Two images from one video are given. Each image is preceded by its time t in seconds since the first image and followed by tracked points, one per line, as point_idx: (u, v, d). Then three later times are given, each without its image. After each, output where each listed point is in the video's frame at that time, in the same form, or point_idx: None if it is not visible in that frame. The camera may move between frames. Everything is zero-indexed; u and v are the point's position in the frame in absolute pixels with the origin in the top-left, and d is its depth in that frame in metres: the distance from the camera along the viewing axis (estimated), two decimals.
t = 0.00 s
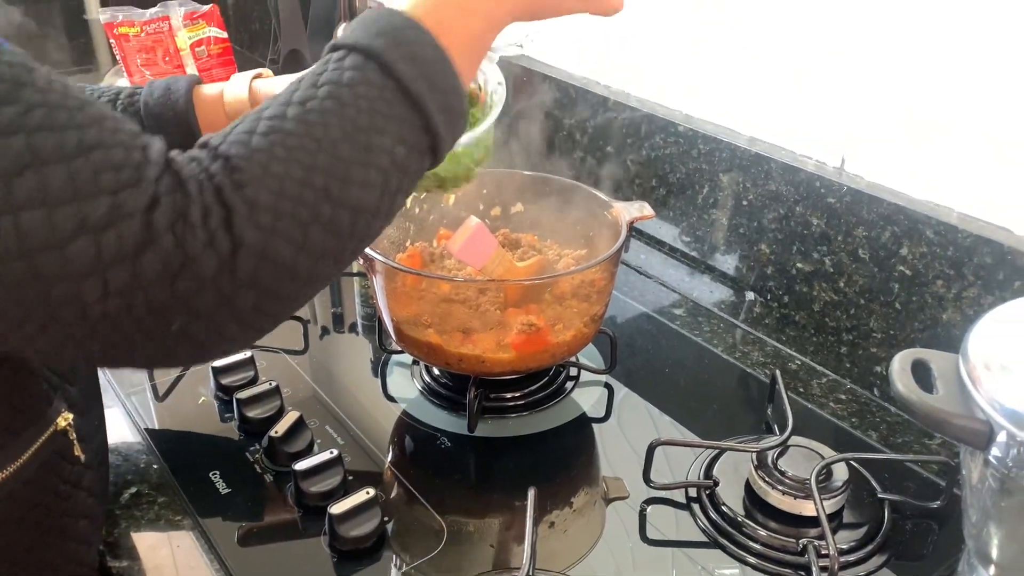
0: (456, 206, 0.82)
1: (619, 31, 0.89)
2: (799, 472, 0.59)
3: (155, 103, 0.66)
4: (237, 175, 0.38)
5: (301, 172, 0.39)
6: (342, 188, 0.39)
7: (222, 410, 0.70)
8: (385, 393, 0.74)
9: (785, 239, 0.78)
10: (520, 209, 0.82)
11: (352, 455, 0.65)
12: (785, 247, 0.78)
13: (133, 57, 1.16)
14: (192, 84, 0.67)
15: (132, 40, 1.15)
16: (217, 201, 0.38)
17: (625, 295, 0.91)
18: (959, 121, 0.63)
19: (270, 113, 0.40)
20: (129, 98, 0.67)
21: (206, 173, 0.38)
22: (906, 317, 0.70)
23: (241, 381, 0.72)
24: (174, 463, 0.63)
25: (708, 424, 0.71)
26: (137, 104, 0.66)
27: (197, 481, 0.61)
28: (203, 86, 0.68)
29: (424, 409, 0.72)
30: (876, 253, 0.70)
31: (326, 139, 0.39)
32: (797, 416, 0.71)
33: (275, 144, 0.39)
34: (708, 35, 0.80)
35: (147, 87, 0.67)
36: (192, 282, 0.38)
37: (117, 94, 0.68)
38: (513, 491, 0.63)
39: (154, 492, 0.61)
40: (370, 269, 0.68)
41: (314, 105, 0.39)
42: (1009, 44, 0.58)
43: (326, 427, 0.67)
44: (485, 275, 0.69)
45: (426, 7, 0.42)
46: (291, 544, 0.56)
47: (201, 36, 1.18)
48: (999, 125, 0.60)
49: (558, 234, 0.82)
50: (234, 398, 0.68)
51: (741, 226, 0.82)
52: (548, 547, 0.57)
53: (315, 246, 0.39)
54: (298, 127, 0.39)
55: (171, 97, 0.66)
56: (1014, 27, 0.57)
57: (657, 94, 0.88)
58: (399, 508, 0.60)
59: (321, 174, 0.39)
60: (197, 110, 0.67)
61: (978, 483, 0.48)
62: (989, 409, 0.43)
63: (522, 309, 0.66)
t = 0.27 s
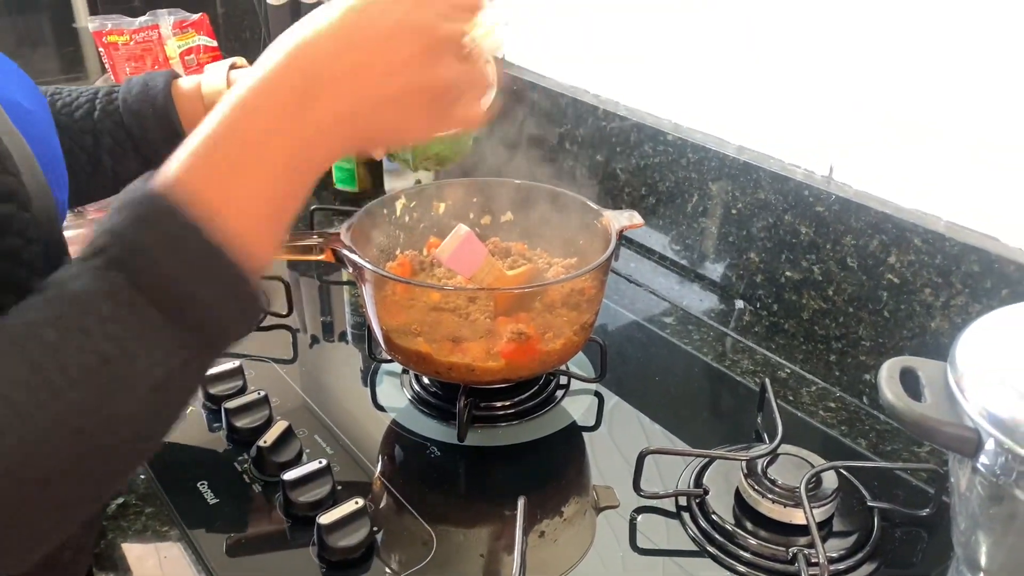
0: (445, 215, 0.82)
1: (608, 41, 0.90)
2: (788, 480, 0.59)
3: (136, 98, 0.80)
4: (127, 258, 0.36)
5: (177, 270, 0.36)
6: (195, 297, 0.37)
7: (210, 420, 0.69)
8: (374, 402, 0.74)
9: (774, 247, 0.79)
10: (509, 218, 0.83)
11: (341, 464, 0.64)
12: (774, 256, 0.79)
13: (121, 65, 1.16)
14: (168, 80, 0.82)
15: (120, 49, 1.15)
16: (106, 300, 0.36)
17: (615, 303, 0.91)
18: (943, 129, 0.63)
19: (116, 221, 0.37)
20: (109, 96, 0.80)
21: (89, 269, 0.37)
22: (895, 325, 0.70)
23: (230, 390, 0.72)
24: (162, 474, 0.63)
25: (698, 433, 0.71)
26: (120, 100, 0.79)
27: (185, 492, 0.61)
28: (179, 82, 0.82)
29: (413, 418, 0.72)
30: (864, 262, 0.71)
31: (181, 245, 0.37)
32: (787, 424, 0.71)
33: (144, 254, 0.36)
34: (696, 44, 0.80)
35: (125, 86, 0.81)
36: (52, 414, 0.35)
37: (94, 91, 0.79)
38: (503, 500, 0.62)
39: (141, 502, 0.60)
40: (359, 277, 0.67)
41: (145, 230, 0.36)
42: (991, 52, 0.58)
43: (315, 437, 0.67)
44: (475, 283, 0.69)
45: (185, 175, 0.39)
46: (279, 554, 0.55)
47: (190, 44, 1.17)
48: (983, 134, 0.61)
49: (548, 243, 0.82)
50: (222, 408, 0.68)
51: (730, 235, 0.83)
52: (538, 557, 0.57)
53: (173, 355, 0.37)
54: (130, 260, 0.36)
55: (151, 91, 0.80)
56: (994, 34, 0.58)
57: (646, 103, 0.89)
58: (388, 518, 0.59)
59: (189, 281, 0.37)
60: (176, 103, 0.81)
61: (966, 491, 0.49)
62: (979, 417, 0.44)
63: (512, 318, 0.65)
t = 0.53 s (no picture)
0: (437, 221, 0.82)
1: (600, 48, 0.90)
2: (780, 486, 0.59)
3: (121, 103, 0.82)
4: None
5: None
6: None
7: (201, 427, 0.69)
8: (366, 408, 0.73)
9: (765, 253, 0.79)
10: (501, 224, 0.82)
11: (332, 471, 0.64)
12: (765, 262, 0.79)
13: (112, 71, 1.15)
14: (155, 84, 0.85)
15: (111, 55, 1.15)
16: None
17: (606, 309, 0.91)
18: (932, 136, 0.63)
19: None
20: (94, 102, 0.81)
21: None
22: (886, 331, 0.70)
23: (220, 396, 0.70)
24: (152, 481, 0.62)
25: (690, 438, 0.71)
26: (104, 102, 0.82)
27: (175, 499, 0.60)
28: (165, 86, 0.86)
29: (405, 424, 0.71)
30: (855, 268, 0.71)
31: None
32: (779, 430, 0.71)
33: None
34: (687, 51, 0.81)
35: (110, 90, 0.83)
36: None
37: (79, 98, 0.82)
38: (495, 506, 0.62)
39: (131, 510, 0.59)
40: (350, 283, 0.67)
41: None
42: (977, 61, 0.59)
43: (307, 443, 0.66)
44: (468, 291, 0.69)
45: None
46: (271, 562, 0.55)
47: (182, 51, 1.17)
48: (972, 141, 0.61)
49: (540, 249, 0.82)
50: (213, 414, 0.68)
51: (721, 241, 0.83)
52: (530, 564, 0.56)
53: None
54: None
55: (137, 98, 0.83)
56: (984, 40, 0.58)
57: (637, 109, 0.89)
58: (379, 525, 0.59)
59: None
60: (164, 107, 0.85)
61: (957, 496, 0.49)
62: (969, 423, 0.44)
63: (504, 324, 0.65)
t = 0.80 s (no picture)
0: (432, 222, 0.82)
1: (594, 50, 0.90)
2: (774, 487, 0.59)
3: (118, 108, 0.81)
4: None
5: None
6: None
7: (194, 429, 0.69)
8: (360, 410, 0.73)
9: (759, 254, 0.79)
10: (495, 225, 0.83)
11: (325, 473, 0.64)
12: (759, 263, 0.79)
13: (106, 73, 1.15)
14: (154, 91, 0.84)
15: (105, 57, 1.15)
16: None
17: (601, 311, 0.91)
18: (924, 137, 0.64)
19: None
20: (91, 105, 0.80)
21: None
22: (879, 332, 0.70)
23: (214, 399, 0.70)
24: (145, 483, 0.62)
25: (684, 440, 0.71)
26: (100, 108, 0.80)
27: (168, 501, 0.60)
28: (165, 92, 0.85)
29: (399, 426, 0.71)
30: (849, 269, 0.71)
31: None
32: (773, 431, 0.71)
33: None
34: (681, 53, 0.81)
35: (110, 95, 0.82)
36: None
37: (77, 99, 0.81)
38: (489, 508, 0.62)
39: (123, 512, 0.59)
40: (343, 284, 0.67)
41: None
42: (969, 61, 0.59)
43: (300, 445, 0.66)
44: (462, 292, 0.69)
45: None
46: (265, 565, 0.55)
47: (176, 53, 1.17)
48: (964, 143, 0.61)
49: (535, 250, 0.82)
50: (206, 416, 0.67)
51: (715, 242, 0.83)
52: (524, 566, 0.56)
53: None
54: None
55: (136, 104, 0.82)
56: (976, 43, 0.58)
57: (631, 111, 0.89)
58: (373, 526, 0.59)
59: None
60: (163, 114, 0.84)
61: (950, 496, 0.49)
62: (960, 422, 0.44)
63: (497, 325, 0.65)
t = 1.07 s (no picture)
0: (429, 223, 0.82)
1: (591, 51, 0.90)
2: (771, 487, 0.59)
3: (115, 101, 0.80)
4: None
5: None
6: None
7: (192, 430, 0.69)
8: (358, 411, 0.73)
9: (757, 255, 0.79)
10: (492, 226, 0.83)
11: (323, 473, 0.64)
12: (756, 264, 0.79)
13: (104, 74, 1.15)
14: (150, 83, 0.83)
15: (102, 58, 1.14)
16: None
17: (598, 311, 0.91)
18: (921, 138, 0.64)
19: None
20: (88, 96, 0.80)
21: None
22: (876, 332, 0.70)
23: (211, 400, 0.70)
24: (142, 484, 0.62)
25: (682, 440, 0.71)
26: (98, 101, 0.80)
27: (165, 502, 0.60)
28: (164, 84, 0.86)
29: (396, 427, 0.71)
30: (846, 269, 0.71)
31: None
32: (771, 431, 0.71)
33: None
34: (678, 54, 0.81)
35: (107, 86, 0.82)
36: None
37: (74, 91, 0.81)
38: (487, 508, 0.62)
39: (120, 513, 0.59)
40: (341, 284, 0.67)
41: None
42: (966, 63, 0.59)
43: (298, 446, 0.66)
44: (458, 292, 0.69)
45: None
46: (262, 566, 0.55)
47: (173, 53, 1.18)
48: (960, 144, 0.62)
49: (532, 251, 0.82)
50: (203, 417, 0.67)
51: (713, 243, 0.83)
52: (521, 566, 0.56)
53: None
54: None
55: (133, 95, 0.81)
56: (971, 45, 0.58)
57: (628, 112, 0.89)
58: (370, 527, 0.59)
59: None
60: (161, 107, 0.85)
61: (947, 496, 0.49)
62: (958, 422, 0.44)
63: (494, 325, 0.66)
